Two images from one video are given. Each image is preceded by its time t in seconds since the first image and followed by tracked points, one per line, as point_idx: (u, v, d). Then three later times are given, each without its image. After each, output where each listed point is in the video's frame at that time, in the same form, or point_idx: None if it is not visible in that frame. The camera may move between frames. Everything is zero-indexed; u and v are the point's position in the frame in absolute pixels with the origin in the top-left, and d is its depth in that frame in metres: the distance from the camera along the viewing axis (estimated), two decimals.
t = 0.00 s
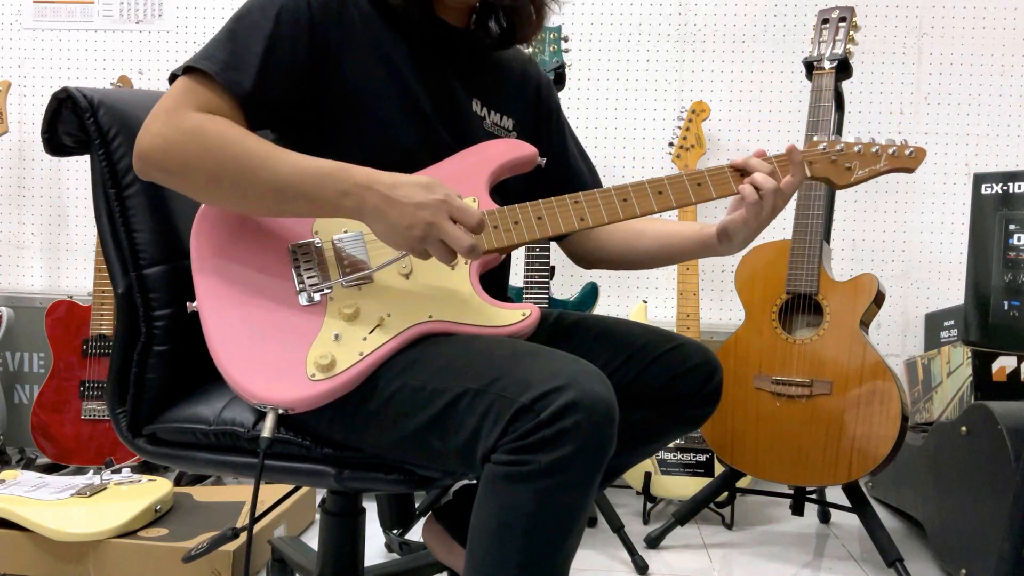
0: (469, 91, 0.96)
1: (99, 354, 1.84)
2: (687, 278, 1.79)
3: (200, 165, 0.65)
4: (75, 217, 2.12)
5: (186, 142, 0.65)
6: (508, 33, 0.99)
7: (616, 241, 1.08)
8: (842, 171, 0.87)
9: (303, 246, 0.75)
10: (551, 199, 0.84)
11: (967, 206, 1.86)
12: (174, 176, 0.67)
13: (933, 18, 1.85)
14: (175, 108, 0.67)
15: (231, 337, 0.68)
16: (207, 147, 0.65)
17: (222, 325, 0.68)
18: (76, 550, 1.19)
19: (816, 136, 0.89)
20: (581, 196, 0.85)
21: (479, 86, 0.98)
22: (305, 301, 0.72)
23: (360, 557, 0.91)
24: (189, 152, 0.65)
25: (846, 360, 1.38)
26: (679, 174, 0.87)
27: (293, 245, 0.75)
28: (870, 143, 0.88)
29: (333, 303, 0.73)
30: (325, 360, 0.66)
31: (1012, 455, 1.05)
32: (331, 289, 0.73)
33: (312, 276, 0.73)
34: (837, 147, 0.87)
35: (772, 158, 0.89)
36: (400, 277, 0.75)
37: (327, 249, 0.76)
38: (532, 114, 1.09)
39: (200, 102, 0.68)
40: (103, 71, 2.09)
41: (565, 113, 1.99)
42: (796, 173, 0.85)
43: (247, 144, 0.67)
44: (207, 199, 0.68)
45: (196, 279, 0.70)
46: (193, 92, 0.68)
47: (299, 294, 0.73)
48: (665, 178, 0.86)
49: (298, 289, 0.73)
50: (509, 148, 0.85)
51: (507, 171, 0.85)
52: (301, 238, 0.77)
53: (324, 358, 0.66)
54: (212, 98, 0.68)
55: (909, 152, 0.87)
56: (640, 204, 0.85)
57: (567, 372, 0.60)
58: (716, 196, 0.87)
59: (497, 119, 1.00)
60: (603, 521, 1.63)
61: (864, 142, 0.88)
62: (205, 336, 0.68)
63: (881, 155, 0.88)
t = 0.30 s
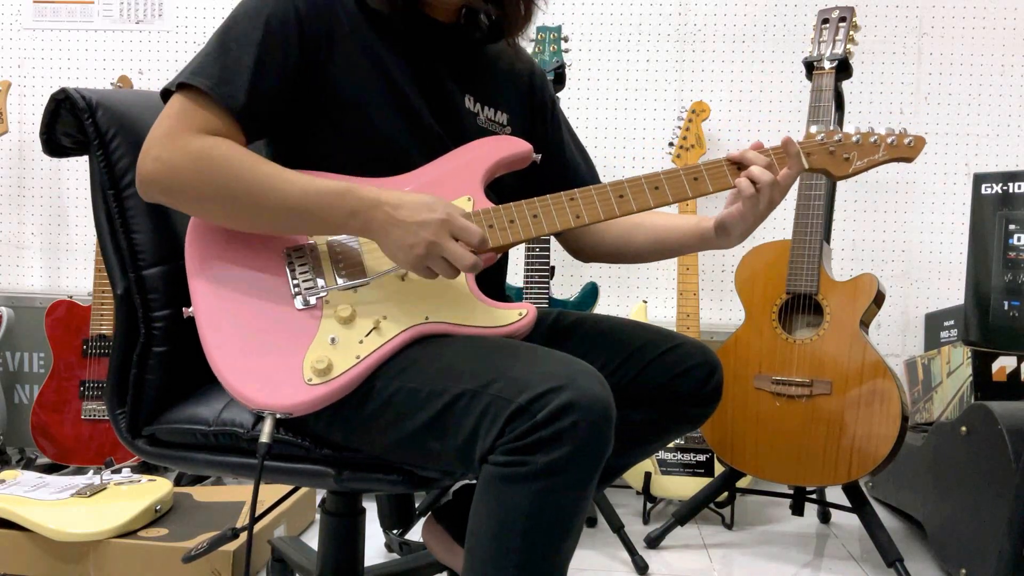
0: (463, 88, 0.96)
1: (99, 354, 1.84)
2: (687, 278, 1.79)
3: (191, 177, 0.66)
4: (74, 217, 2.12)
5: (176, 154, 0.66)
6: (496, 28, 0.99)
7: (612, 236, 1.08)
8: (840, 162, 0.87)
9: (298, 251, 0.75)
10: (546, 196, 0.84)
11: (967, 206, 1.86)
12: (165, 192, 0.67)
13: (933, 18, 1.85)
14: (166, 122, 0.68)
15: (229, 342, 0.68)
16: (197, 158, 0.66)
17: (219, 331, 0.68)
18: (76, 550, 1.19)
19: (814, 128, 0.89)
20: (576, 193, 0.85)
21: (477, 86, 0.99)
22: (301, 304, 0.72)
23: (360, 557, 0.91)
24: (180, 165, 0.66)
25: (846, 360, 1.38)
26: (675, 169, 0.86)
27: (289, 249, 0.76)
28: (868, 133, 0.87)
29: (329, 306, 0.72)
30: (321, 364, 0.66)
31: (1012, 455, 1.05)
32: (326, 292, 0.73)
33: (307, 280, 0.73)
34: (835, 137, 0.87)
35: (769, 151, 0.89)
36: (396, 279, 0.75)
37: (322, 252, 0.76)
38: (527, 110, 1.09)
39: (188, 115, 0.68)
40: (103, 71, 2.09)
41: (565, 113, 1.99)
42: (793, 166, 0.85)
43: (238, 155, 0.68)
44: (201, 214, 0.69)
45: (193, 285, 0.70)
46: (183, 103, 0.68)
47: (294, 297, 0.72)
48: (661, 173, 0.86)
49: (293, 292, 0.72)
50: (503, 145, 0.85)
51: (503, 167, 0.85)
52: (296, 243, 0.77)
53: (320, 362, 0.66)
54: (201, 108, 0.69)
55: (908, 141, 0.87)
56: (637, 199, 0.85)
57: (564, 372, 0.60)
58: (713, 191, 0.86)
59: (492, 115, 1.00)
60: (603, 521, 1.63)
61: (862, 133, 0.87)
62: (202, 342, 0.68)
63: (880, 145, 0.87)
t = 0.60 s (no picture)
0: (459, 87, 0.97)
1: (99, 355, 1.84)
2: (687, 279, 1.79)
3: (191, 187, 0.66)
4: (75, 217, 2.12)
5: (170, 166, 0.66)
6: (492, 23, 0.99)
7: (611, 234, 1.08)
8: (838, 155, 0.87)
9: (294, 255, 0.75)
10: (543, 195, 0.84)
11: (967, 206, 1.86)
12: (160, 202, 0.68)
13: (933, 18, 1.85)
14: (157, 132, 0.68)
15: (226, 346, 0.68)
16: (191, 170, 0.66)
17: (216, 336, 0.68)
18: (76, 550, 1.19)
19: (811, 122, 0.89)
20: (573, 192, 0.85)
21: (476, 87, 0.99)
22: (297, 308, 0.71)
23: (360, 557, 0.91)
24: (176, 174, 0.66)
25: (846, 360, 1.38)
26: (672, 166, 0.86)
27: (285, 253, 0.75)
28: (866, 127, 0.87)
29: (325, 309, 0.72)
30: (319, 367, 0.66)
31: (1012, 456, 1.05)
32: (323, 295, 0.72)
33: (304, 282, 0.73)
34: (833, 131, 0.87)
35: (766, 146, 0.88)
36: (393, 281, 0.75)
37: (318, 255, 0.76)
38: (525, 109, 1.09)
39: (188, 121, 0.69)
40: (103, 72, 2.09)
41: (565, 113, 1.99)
42: (790, 160, 0.86)
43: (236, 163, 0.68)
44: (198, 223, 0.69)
45: (191, 290, 0.70)
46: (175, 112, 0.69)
47: (291, 301, 0.72)
48: (658, 170, 0.86)
49: (290, 296, 0.72)
50: (499, 144, 0.85)
51: (499, 167, 0.85)
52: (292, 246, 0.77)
53: (318, 366, 0.66)
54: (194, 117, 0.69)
55: (906, 134, 0.86)
56: (634, 198, 0.85)
57: (562, 373, 0.60)
58: (711, 186, 0.86)
59: (489, 113, 1.00)
60: (603, 521, 1.63)
61: (860, 126, 0.87)
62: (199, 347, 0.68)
63: (877, 138, 0.87)
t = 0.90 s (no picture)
0: (460, 88, 0.97)
1: (99, 355, 1.84)
2: (687, 279, 1.79)
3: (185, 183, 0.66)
4: (75, 217, 2.12)
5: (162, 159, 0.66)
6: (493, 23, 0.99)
7: (610, 234, 1.08)
8: (837, 156, 0.87)
9: (294, 253, 0.75)
10: (543, 196, 0.84)
11: (967, 206, 1.86)
12: (153, 197, 0.68)
13: (933, 18, 1.85)
14: (151, 126, 0.68)
15: (226, 346, 0.68)
16: (183, 165, 0.66)
17: (217, 336, 0.68)
18: (76, 550, 1.19)
19: (809, 123, 0.89)
20: (573, 193, 0.85)
21: (476, 86, 0.99)
22: (298, 308, 0.71)
23: (359, 557, 0.91)
24: (176, 172, 0.66)
25: (846, 360, 1.38)
26: (672, 167, 0.86)
27: (285, 251, 0.75)
28: (864, 128, 0.87)
29: (326, 310, 0.71)
30: (320, 367, 0.66)
31: (1012, 455, 1.05)
32: (323, 295, 0.72)
33: (304, 283, 0.73)
34: (831, 132, 0.87)
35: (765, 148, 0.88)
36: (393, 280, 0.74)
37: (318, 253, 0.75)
38: (525, 109, 1.09)
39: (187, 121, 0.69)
40: (103, 72, 2.09)
41: (565, 113, 1.99)
42: (789, 161, 0.86)
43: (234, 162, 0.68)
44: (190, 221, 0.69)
45: (191, 290, 0.70)
46: (170, 107, 0.69)
47: (292, 301, 0.72)
48: (658, 170, 0.86)
49: (291, 296, 0.72)
50: (499, 146, 0.85)
51: (499, 168, 0.85)
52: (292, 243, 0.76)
53: (319, 366, 0.66)
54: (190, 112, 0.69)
55: (904, 135, 0.87)
56: (633, 198, 0.85)
57: (563, 373, 0.60)
58: (710, 187, 0.86)
59: (490, 114, 1.00)
60: (603, 521, 1.63)
61: (858, 127, 0.87)
62: (200, 347, 0.68)
63: (875, 140, 0.87)
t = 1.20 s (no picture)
0: (461, 88, 0.97)
1: (99, 355, 1.84)
2: (687, 279, 1.79)
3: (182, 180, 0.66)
4: (75, 217, 2.12)
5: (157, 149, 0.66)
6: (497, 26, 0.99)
7: (611, 237, 1.08)
8: (837, 159, 0.87)
9: (297, 252, 0.75)
10: (544, 196, 0.84)
11: (967, 206, 1.86)
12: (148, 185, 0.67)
13: (933, 18, 1.85)
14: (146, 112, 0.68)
15: (228, 344, 0.68)
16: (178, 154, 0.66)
17: (219, 334, 0.68)
18: (76, 550, 1.19)
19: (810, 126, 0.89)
20: (575, 193, 0.85)
21: (478, 86, 0.99)
22: (300, 307, 0.72)
23: (359, 557, 0.91)
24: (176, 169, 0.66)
25: (846, 360, 1.38)
26: (673, 168, 0.86)
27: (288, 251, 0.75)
28: (864, 130, 0.86)
29: (328, 309, 0.72)
30: (322, 366, 0.66)
31: (1012, 455, 1.05)
32: (326, 295, 0.73)
33: (307, 281, 0.73)
34: (831, 135, 0.87)
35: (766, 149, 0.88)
36: (395, 280, 0.75)
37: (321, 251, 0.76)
38: (527, 109, 1.09)
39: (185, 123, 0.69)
40: (103, 72, 2.09)
41: (565, 113, 1.99)
42: (789, 163, 0.85)
43: (233, 160, 0.68)
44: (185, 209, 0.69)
45: (193, 287, 0.70)
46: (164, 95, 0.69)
47: (294, 300, 0.72)
48: (659, 172, 0.86)
49: (293, 295, 0.72)
50: (501, 146, 0.85)
51: (500, 168, 0.85)
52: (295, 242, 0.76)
53: (321, 365, 0.66)
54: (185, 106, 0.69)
55: (903, 138, 0.86)
56: (635, 199, 0.85)
57: (564, 373, 0.60)
58: (711, 189, 0.86)
59: (492, 115, 1.00)
60: (603, 521, 1.63)
61: (858, 129, 0.87)
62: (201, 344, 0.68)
63: (875, 142, 0.86)
